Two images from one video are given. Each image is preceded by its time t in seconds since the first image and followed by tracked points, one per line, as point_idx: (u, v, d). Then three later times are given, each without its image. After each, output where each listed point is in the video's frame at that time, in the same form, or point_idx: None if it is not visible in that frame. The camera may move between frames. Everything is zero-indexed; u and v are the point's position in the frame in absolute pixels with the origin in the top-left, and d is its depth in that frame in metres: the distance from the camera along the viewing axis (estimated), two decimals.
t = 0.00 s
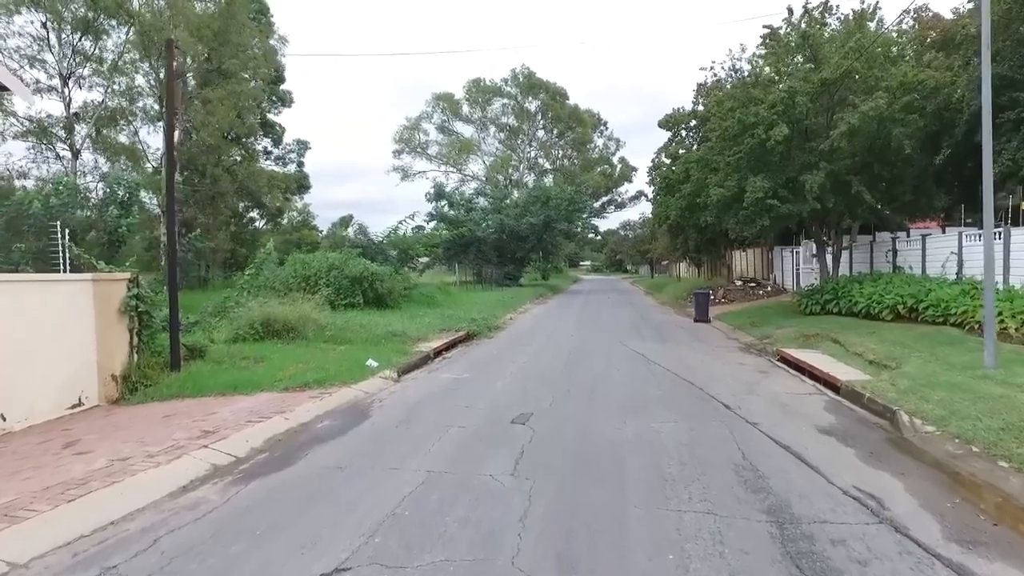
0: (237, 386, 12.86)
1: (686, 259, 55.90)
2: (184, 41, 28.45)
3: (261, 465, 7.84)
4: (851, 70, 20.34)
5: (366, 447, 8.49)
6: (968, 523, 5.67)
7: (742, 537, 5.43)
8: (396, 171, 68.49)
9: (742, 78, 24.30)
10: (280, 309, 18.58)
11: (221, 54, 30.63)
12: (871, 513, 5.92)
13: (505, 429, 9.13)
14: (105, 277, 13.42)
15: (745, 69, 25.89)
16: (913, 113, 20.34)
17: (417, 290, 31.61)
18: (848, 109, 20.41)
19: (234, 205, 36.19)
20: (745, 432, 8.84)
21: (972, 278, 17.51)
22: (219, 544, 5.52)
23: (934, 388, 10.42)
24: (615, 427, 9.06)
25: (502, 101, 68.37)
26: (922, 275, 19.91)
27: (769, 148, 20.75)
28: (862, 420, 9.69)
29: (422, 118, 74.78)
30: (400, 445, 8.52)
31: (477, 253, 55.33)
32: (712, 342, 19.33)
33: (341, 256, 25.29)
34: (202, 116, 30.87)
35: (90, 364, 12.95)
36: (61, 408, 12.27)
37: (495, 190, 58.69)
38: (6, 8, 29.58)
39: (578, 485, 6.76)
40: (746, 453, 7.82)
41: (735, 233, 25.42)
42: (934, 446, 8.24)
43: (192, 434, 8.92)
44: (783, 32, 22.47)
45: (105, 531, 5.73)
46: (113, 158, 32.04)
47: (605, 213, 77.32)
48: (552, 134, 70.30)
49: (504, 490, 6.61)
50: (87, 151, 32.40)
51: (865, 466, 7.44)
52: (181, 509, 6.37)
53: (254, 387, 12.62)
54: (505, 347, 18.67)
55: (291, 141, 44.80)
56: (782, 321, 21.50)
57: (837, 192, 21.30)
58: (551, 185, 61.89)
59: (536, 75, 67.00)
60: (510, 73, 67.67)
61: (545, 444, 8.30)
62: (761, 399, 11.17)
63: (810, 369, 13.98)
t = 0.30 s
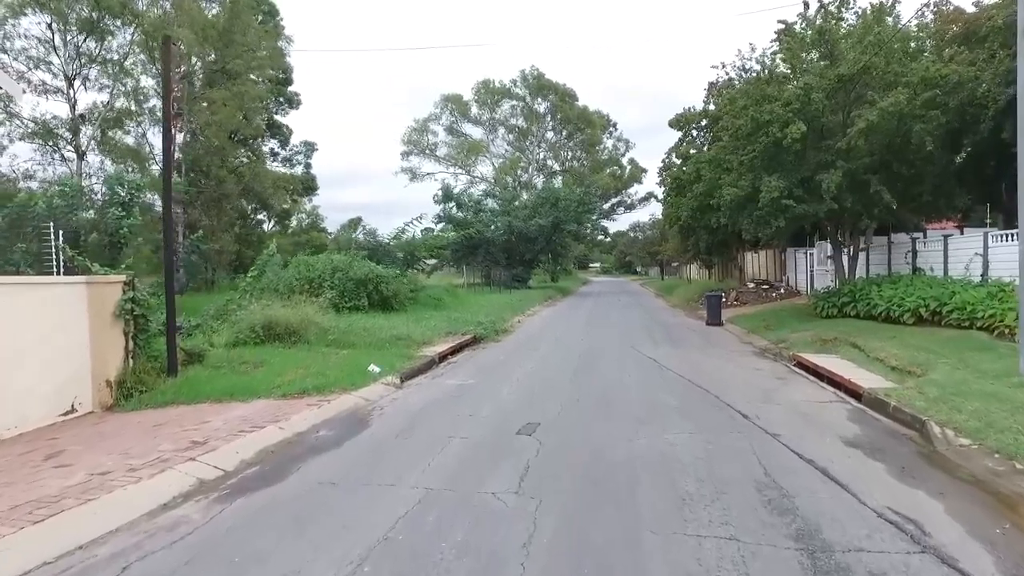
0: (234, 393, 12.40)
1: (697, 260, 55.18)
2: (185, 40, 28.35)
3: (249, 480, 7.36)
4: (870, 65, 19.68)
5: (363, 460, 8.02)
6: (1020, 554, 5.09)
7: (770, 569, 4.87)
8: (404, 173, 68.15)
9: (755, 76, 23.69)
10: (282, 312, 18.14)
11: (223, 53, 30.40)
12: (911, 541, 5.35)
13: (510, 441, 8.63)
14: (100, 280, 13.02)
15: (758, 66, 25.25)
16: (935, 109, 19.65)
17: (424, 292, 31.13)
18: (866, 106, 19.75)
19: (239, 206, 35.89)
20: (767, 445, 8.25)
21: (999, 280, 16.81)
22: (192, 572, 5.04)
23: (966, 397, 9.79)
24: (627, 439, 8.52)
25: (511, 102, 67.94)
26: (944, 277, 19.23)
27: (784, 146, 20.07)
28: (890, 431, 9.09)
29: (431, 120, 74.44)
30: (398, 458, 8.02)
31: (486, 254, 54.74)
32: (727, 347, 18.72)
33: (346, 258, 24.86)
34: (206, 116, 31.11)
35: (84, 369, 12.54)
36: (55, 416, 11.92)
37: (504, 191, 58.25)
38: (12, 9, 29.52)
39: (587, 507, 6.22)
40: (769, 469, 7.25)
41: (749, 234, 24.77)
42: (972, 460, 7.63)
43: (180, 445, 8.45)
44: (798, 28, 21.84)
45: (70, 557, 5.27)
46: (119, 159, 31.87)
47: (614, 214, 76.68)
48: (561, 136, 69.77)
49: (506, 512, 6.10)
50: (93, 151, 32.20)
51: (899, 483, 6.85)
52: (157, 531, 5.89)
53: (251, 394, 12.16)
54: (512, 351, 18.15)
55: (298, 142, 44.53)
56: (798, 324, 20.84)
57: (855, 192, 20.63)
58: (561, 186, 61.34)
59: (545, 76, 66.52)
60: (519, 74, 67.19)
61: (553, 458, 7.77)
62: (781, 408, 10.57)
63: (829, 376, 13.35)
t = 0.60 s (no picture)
0: (233, 398, 11.96)
1: (714, 261, 54.27)
2: (191, 39, 28.78)
3: (236, 495, 6.88)
4: (896, 56, 18.89)
5: (359, 473, 7.49)
6: None
7: None
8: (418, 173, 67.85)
9: (774, 70, 22.95)
10: (288, 314, 17.74)
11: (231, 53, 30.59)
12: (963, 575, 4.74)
13: (517, 452, 8.08)
14: (99, 281, 12.70)
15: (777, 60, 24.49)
16: (967, 100, 18.83)
17: (435, 293, 30.68)
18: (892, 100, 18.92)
19: (251, 206, 35.72)
20: (793, 456, 7.63)
21: None
22: None
23: (1007, 406, 9.09)
24: (641, 450, 7.95)
25: (526, 101, 67.43)
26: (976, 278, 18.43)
27: (805, 142, 19.28)
28: (926, 443, 8.43)
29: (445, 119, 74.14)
30: (397, 471, 7.49)
31: (500, 254, 54.25)
32: (747, 350, 18.05)
33: (355, 258, 24.46)
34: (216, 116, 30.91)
35: (82, 372, 12.19)
36: (52, 421, 11.57)
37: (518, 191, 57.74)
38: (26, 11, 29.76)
39: (597, 529, 5.66)
40: (796, 486, 6.65)
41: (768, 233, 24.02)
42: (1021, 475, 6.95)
43: (168, 456, 8.00)
44: (819, 19, 21.09)
45: None
46: (133, 161, 31.92)
47: (629, 214, 75.91)
48: (575, 135, 69.12)
49: (509, 535, 5.56)
50: (106, 152, 32.20)
51: (943, 502, 6.22)
52: (130, 553, 5.44)
53: (251, 399, 11.72)
54: (524, 354, 17.60)
55: (311, 142, 44.35)
56: (820, 326, 20.09)
57: (879, 188, 19.86)
58: (575, 186, 60.69)
59: (560, 75, 65.94)
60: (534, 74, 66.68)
61: (561, 472, 7.21)
62: (807, 415, 9.93)
63: (855, 382, 12.64)
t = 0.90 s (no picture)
0: (240, 401, 11.63)
1: (736, 260, 53.25)
2: (208, 40, 29.19)
3: (230, 509, 6.50)
4: (930, 46, 18.09)
5: (361, 487, 7.04)
6: None
7: None
8: (437, 174, 67.67)
9: (799, 64, 22.20)
10: (300, 315, 17.44)
11: (242, 50, 31.03)
12: None
13: (528, 463, 7.59)
14: (106, 283, 12.46)
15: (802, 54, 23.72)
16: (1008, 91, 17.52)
17: (453, 293, 30.32)
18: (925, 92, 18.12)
19: (268, 206, 35.72)
20: (827, 471, 7.05)
21: None
22: None
23: None
24: (662, 463, 7.42)
25: (545, 101, 66.90)
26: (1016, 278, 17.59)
27: (833, 136, 18.51)
28: (972, 456, 7.80)
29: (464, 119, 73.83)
30: (401, 485, 7.03)
31: (519, 254, 53.82)
32: (772, 352, 17.38)
33: (370, 258, 24.15)
34: (232, 115, 31.23)
35: (87, 375, 11.95)
36: (58, 424, 11.36)
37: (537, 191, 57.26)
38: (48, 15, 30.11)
39: (613, 555, 5.16)
40: (832, 505, 6.08)
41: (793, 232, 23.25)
42: None
43: (165, 465, 7.65)
44: (847, 10, 20.34)
45: None
46: (152, 162, 32.06)
47: (650, 214, 75.02)
48: (595, 134, 68.38)
49: (517, 561, 5.08)
50: (125, 154, 32.35)
51: (998, 525, 5.63)
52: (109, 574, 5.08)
53: (257, 403, 11.39)
54: (540, 356, 17.09)
55: (329, 143, 44.28)
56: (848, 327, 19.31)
57: (911, 184, 19.06)
58: (595, 185, 60.04)
59: (580, 74, 65.32)
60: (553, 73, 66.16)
61: (576, 487, 6.71)
62: (840, 423, 9.32)
63: (888, 387, 11.96)
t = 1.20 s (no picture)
0: (246, 406, 11.25)
1: (759, 259, 52.19)
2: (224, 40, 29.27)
3: (220, 527, 6.09)
4: (966, 34, 17.26)
5: (360, 505, 6.59)
6: None
7: None
8: (455, 173, 67.37)
9: (825, 56, 21.44)
10: (311, 317, 17.11)
11: (256, 49, 31.07)
12: None
13: (539, 478, 7.12)
14: (111, 284, 12.17)
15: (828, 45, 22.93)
16: None
17: (469, 294, 29.89)
18: (961, 83, 17.31)
19: (284, 207, 35.66)
20: (864, 489, 6.48)
21: None
22: None
23: None
24: (683, 479, 6.91)
25: (564, 100, 66.28)
26: None
27: (862, 131, 17.74)
28: None
29: (482, 119, 73.45)
30: (402, 503, 6.59)
31: (538, 254, 53.31)
32: (798, 356, 16.68)
33: (385, 259, 23.78)
34: (246, 115, 31.22)
35: (92, 378, 11.70)
36: (62, 428, 11.17)
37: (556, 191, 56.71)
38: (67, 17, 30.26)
39: None
40: (871, 529, 5.53)
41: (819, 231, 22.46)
42: None
43: (157, 476, 7.29)
44: None
45: None
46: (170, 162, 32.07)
47: (670, 213, 74.07)
48: (615, 133, 67.58)
49: None
50: (144, 155, 32.40)
51: None
52: None
53: (262, 409, 11.04)
54: (556, 360, 16.58)
55: (347, 143, 44.13)
56: (878, 329, 18.53)
57: (945, 180, 18.24)
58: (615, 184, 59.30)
59: (599, 72, 64.60)
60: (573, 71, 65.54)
61: (589, 506, 6.23)
62: (875, 433, 8.71)
63: (923, 393, 11.28)
